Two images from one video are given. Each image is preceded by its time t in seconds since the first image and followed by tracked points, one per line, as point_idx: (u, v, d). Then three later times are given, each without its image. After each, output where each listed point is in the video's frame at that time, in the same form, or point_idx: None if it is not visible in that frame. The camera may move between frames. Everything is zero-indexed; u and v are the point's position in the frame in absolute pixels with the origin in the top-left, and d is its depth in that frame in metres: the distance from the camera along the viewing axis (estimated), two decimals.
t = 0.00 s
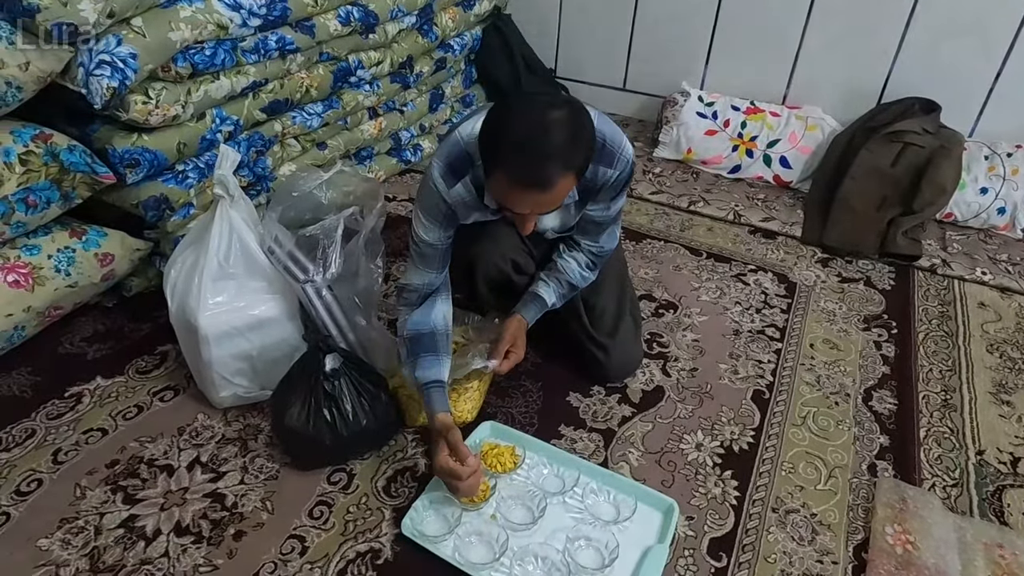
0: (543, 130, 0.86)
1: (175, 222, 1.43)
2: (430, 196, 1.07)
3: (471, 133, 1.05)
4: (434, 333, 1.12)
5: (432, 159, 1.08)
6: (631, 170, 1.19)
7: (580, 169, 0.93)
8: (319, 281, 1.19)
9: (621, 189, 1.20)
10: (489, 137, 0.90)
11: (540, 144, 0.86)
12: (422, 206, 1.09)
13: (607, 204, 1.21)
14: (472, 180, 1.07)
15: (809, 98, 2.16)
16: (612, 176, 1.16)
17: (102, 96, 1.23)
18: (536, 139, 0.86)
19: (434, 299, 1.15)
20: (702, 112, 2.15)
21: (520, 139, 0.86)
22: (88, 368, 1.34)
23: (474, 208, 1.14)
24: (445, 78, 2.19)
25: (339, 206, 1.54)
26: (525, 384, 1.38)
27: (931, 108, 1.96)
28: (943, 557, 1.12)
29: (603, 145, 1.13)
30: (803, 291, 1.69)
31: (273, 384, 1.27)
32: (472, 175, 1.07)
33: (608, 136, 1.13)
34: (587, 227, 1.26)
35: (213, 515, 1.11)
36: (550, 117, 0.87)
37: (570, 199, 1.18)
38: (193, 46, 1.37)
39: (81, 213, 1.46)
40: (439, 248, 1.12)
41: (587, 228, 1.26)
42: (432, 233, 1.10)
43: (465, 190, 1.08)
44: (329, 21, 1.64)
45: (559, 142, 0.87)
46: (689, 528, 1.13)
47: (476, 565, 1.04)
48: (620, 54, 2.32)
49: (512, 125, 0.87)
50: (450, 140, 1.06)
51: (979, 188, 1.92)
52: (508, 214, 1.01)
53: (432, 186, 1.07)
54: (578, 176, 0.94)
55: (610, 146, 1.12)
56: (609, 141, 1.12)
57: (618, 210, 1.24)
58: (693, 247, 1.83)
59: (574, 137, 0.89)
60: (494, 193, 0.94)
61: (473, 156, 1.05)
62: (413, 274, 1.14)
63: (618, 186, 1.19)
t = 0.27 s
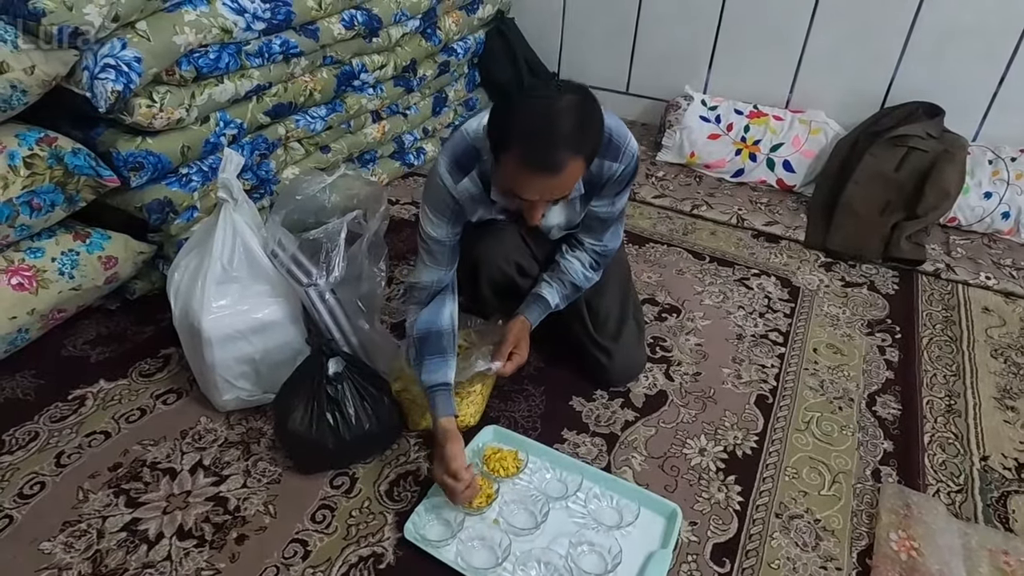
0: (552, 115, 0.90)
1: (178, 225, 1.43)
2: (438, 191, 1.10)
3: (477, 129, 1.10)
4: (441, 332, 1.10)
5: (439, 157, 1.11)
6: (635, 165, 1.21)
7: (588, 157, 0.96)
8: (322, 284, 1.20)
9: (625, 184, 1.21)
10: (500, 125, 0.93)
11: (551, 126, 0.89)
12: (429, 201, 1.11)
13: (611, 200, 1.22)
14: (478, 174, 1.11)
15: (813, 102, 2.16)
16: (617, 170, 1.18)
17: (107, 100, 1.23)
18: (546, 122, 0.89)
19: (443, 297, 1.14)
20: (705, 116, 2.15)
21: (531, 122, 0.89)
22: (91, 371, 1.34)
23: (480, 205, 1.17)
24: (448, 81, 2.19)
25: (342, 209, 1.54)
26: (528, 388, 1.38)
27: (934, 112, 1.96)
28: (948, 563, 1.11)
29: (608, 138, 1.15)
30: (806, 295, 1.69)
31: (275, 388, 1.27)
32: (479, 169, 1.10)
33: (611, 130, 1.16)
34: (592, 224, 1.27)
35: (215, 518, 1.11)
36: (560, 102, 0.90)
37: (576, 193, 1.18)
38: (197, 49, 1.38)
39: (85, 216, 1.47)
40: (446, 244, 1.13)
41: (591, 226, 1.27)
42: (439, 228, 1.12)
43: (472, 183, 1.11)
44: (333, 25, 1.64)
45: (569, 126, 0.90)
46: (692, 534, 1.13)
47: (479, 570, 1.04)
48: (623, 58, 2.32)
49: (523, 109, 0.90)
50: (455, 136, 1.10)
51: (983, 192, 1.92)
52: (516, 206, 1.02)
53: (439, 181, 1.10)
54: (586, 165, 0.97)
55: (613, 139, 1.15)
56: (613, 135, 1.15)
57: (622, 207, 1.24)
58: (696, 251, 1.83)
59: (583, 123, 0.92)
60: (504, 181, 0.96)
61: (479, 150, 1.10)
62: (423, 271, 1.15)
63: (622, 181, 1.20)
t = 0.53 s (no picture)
0: (559, 94, 0.89)
1: (181, 225, 1.43)
2: (439, 169, 1.11)
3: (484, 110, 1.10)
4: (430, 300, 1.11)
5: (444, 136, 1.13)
6: (640, 155, 1.21)
7: (593, 139, 0.95)
8: (325, 285, 1.20)
9: (631, 175, 1.21)
10: (507, 102, 0.93)
11: (557, 105, 0.89)
12: (430, 179, 1.12)
13: (616, 191, 1.22)
14: (481, 156, 1.11)
15: (816, 104, 2.16)
16: (623, 159, 1.18)
17: (110, 100, 1.23)
18: (553, 101, 0.89)
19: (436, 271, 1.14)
20: (708, 118, 2.15)
21: (537, 100, 0.89)
22: (93, 371, 1.34)
23: (480, 188, 1.17)
24: (451, 83, 2.19)
25: (345, 210, 1.54)
26: (530, 390, 1.37)
27: (938, 115, 1.95)
28: (951, 568, 1.11)
29: (614, 127, 1.15)
30: (809, 298, 1.69)
31: (277, 389, 1.27)
32: (481, 150, 1.10)
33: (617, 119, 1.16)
34: (596, 219, 1.26)
35: (217, 520, 1.10)
36: (568, 81, 0.90)
37: (581, 180, 1.17)
38: (200, 50, 1.38)
39: (88, 216, 1.47)
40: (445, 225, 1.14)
41: (595, 221, 1.26)
42: (439, 207, 1.13)
43: (473, 164, 1.11)
44: (336, 26, 1.64)
45: (576, 106, 0.90)
46: (695, 537, 1.13)
47: (480, 572, 1.04)
48: (626, 59, 2.32)
49: (530, 87, 0.90)
50: (462, 117, 1.11)
51: (986, 196, 1.91)
52: (519, 186, 1.02)
53: (441, 160, 1.11)
54: (590, 147, 0.97)
55: (619, 126, 1.15)
56: (619, 123, 1.15)
57: (627, 199, 1.24)
58: (699, 253, 1.83)
59: (590, 105, 0.92)
60: (508, 161, 0.96)
61: (484, 130, 1.09)
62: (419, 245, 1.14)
63: (628, 172, 1.20)
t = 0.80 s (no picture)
0: (564, 68, 0.93)
1: (183, 223, 1.43)
2: (436, 133, 1.20)
3: (493, 87, 1.17)
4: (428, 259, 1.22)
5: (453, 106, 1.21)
6: (643, 149, 1.23)
7: (595, 114, 0.99)
8: (326, 285, 1.20)
9: (633, 167, 1.23)
10: (511, 73, 0.96)
11: (559, 79, 0.93)
12: (430, 143, 1.21)
13: (617, 182, 1.24)
14: (480, 127, 1.18)
15: (820, 107, 2.15)
16: (625, 150, 1.20)
17: (114, 98, 1.23)
18: (556, 75, 0.93)
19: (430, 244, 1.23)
20: (711, 120, 2.14)
21: (540, 72, 0.93)
22: (95, 369, 1.34)
23: (477, 162, 1.24)
24: (454, 83, 2.19)
25: (347, 209, 1.54)
26: (531, 390, 1.37)
27: (942, 118, 1.95)
28: (953, 572, 1.11)
29: (617, 117, 1.19)
30: (811, 300, 1.68)
31: (279, 388, 1.27)
32: (482, 122, 1.17)
33: (621, 110, 1.20)
34: (597, 212, 1.27)
35: (218, 518, 1.10)
36: (573, 56, 0.94)
37: (580, 165, 1.21)
38: (204, 49, 1.38)
39: (91, 214, 1.47)
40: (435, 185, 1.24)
41: (596, 214, 1.27)
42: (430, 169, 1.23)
43: (468, 133, 1.18)
44: (340, 26, 1.64)
45: (577, 81, 0.94)
46: (696, 539, 1.13)
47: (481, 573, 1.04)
48: (629, 60, 2.31)
49: (534, 58, 0.94)
50: (471, 90, 1.18)
51: (990, 199, 1.91)
52: (520, 154, 1.07)
53: (442, 126, 1.20)
54: (591, 122, 1.00)
55: (622, 117, 1.19)
56: (622, 113, 1.19)
57: (628, 192, 1.25)
58: (702, 254, 1.83)
59: (594, 80, 0.96)
60: (511, 129, 1.00)
61: (489, 104, 1.16)
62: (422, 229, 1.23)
63: (630, 164, 1.22)
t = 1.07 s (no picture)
0: (563, 34, 0.99)
1: (185, 228, 1.44)
2: (444, 122, 1.24)
3: (497, 76, 1.22)
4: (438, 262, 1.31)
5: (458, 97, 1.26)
6: (642, 140, 1.27)
7: (593, 83, 1.03)
8: (327, 289, 1.21)
9: (630, 157, 1.26)
10: (512, 46, 1.01)
11: (558, 43, 0.98)
12: (438, 132, 1.26)
13: (614, 171, 1.27)
14: (484, 114, 1.22)
15: (821, 112, 2.16)
16: (624, 137, 1.23)
17: (116, 103, 1.23)
18: (555, 39, 0.98)
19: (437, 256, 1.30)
20: (712, 125, 2.15)
21: (541, 38, 0.98)
22: (96, 373, 1.34)
23: (482, 149, 1.28)
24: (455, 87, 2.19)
25: (349, 214, 1.55)
26: (532, 395, 1.37)
27: (942, 123, 1.95)
28: None
29: (616, 106, 1.23)
30: (813, 305, 1.68)
31: (280, 392, 1.27)
32: (485, 109, 1.21)
33: (621, 101, 1.24)
34: (595, 202, 1.29)
35: (218, 523, 1.10)
36: (569, 25, 1.00)
37: (578, 149, 1.25)
38: (206, 54, 1.38)
39: (93, 218, 1.47)
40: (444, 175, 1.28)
41: (594, 204, 1.29)
42: (440, 159, 1.27)
43: (473, 120, 1.22)
44: (342, 31, 1.65)
45: (575, 45, 0.99)
46: (697, 545, 1.12)
47: None
48: (630, 65, 2.32)
49: (535, 28, 0.99)
50: (475, 80, 1.23)
51: (991, 204, 1.91)
52: (522, 134, 1.09)
53: (449, 115, 1.24)
54: (590, 93, 1.04)
55: (621, 105, 1.23)
56: (621, 103, 1.23)
57: (626, 182, 1.28)
58: (703, 259, 1.83)
59: (591, 48, 1.01)
60: (514, 100, 1.03)
61: (493, 91, 1.21)
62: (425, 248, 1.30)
63: (628, 153, 1.25)
